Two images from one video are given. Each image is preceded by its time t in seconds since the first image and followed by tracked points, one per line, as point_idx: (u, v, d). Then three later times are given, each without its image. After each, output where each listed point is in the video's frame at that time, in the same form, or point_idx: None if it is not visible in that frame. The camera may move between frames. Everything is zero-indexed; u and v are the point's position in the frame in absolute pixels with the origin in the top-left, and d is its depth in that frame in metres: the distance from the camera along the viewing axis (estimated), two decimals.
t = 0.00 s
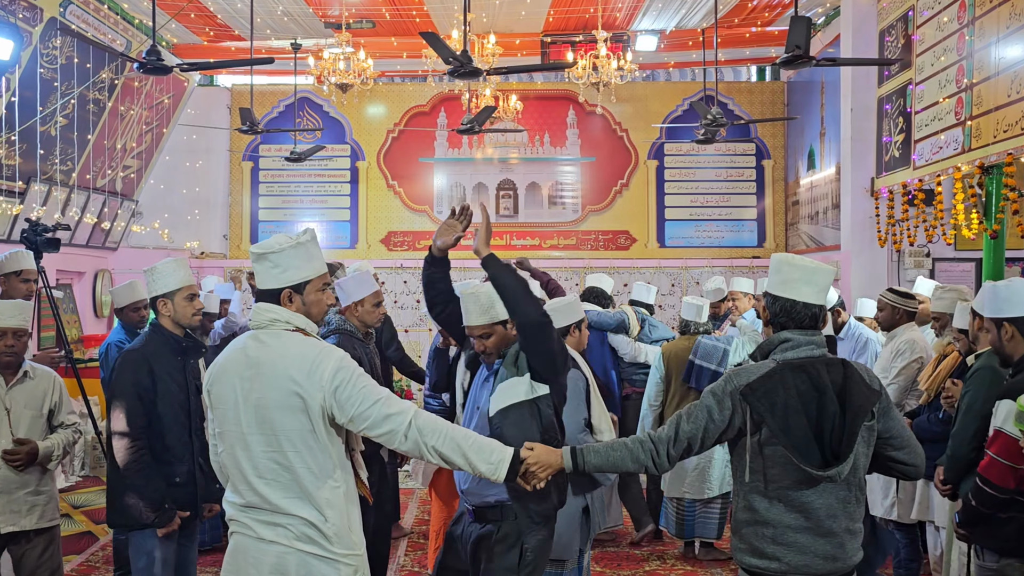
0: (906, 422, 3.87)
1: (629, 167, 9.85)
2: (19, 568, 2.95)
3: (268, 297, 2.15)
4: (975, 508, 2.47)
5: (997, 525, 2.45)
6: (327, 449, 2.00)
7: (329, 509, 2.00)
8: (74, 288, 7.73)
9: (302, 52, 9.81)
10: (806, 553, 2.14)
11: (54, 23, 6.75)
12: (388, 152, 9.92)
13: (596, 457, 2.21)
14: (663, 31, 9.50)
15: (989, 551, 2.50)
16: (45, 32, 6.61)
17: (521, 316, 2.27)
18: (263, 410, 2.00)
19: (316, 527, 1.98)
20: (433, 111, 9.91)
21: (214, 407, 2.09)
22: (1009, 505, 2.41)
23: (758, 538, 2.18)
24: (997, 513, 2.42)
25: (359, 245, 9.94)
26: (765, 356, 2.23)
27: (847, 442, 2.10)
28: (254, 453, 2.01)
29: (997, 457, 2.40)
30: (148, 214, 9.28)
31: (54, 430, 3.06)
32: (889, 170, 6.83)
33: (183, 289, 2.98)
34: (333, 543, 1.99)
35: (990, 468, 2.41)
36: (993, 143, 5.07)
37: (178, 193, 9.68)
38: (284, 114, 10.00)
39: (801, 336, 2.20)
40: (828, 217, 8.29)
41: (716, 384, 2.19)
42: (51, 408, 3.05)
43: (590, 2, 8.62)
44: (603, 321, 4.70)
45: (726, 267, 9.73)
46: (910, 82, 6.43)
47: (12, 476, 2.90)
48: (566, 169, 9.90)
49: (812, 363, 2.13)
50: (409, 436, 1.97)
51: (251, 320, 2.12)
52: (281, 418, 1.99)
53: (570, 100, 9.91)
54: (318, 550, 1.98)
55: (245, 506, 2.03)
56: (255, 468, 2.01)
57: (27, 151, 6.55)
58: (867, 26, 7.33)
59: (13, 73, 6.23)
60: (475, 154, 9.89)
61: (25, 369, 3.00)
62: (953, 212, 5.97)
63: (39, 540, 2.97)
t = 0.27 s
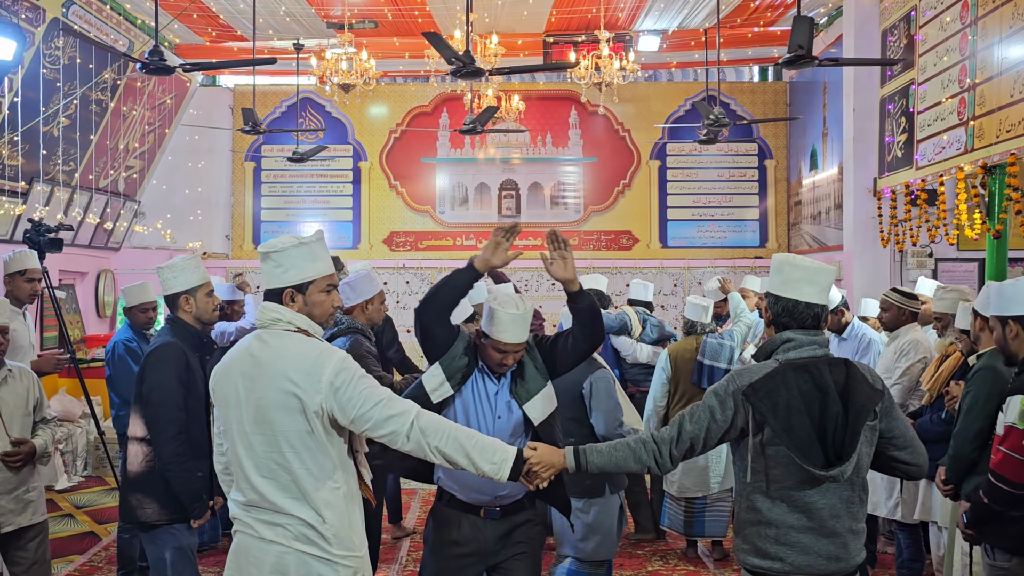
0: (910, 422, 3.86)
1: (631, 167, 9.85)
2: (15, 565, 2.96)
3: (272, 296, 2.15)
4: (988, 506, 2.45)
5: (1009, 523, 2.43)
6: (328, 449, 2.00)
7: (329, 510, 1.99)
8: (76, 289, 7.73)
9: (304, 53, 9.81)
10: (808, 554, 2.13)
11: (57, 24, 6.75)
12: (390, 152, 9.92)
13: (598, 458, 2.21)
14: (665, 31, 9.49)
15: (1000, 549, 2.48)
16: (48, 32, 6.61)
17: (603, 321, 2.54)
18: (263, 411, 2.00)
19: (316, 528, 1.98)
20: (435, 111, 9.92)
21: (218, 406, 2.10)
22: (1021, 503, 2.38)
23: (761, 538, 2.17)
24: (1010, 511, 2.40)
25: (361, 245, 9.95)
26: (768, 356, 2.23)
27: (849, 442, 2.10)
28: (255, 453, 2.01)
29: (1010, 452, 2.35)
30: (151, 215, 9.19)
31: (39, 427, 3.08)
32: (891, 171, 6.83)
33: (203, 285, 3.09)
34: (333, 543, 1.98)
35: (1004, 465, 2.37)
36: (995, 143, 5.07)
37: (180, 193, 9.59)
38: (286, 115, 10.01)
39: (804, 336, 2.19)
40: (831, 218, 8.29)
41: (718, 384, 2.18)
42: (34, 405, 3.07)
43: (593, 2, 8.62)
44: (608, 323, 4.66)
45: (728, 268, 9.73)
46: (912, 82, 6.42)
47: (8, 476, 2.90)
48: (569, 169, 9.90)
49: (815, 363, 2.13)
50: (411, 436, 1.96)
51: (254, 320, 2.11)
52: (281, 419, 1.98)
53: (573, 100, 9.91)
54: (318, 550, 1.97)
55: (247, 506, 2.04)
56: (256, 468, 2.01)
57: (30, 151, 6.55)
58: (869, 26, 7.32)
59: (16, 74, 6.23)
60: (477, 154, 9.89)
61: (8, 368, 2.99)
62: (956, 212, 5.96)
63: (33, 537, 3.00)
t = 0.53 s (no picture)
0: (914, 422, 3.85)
1: (633, 167, 9.84)
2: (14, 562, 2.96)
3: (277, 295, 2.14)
4: (999, 504, 2.44)
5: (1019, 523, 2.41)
6: (331, 449, 1.99)
7: (330, 510, 1.98)
8: (79, 289, 7.74)
9: (306, 53, 9.82)
10: (813, 554, 2.12)
11: (59, 24, 6.75)
12: (392, 152, 9.92)
13: (602, 457, 2.19)
14: (667, 30, 9.49)
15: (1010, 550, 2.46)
16: (50, 32, 6.61)
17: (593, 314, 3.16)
18: (266, 411, 2.00)
19: (317, 528, 1.97)
20: (437, 111, 9.92)
21: (223, 406, 2.10)
22: None
23: (765, 538, 2.16)
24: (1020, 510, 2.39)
25: (363, 245, 9.95)
26: (772, 355, 2.22)
27: (853, 441, 2.10)
28: (257, 453, 2.01)
29: (1017, 448, 2.36)
30: (153, 216, 9.20)
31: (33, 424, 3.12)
32: (894, 170, 6.82)
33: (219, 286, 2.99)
34: (334, 544, 1.97)
35: (1013, 461, 2.38)
36: (998, 143, 5.06)
37: (183, 193, 9.54)
38: (288, 115, 10.02)
39: (809, 335, 2.18)
40: (833, 217, 8.28)
41: (722, 383, 2.18)
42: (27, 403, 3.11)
43: (595, 1, 8.61)
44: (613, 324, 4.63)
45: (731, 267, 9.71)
46: (915, 81, 6.42)
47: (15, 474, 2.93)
48: (571, 169, 9.89)
49: (819, 362, 2.12)
50: (414, 436, 1.95)
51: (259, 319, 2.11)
52: (283, 419, 1.98)
53: (575, 100, 9.90)
54: (319, 550, 1.96)
55: (251, 505, 2.04)
56: (259, 468, 2.01)
57: (32, 151, 6.55)
58: (872, 26, 7.31)
59: (18, 74, 6.23)
60: (479, 154, 9.89)
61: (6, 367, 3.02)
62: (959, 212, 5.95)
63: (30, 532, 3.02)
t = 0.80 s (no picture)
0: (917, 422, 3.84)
1: (635, 167, 9.84)
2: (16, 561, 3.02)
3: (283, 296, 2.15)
4: (1001, 504, 2.43)
5: None
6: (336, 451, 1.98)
7: (335, 512, 1.97)
8: (81, 290, 7.75)
9: (308, 53, 9.82)
10: (817, 554, 2.12)
11: (61, 24, 6.75)
12: (394, 152, 9.92)
13: (606, 459, 2.20)
14: (669, 30, 9.48)
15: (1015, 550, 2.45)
16: (52, 33, 6.61)
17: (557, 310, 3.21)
18: (270, 412, 2.00)
19: (321, 530, 1.96)
20: (439, 111, 9.91)
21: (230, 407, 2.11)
22: None
23: (769, 539, 2.16)
24: None
25: (365, 245, 9.95)
26: (776, 356, 2.22)
27: (858, 441, 2.08)
28: (263, 455, 2.01)
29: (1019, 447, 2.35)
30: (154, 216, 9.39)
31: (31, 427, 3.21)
32: (897, 169, 6.81)
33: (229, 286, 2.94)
34: (339, 547, 1.96)
35: (1015, 461, 2.37)
36: (1002, 142, 5.05)
37: (184, 193, 9.70)
38: (290, 115, 10.02)
39: (813, 335, 2.17)
40: (836, 217, 8.27)
41: (726, 383, 2.17)
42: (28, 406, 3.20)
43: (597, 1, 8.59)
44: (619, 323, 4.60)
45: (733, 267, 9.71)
46: (918, 80, 6.41)
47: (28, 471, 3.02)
48: (573, 169, 9.89)
49: (823, 362, 2.11)
50: (419, 438, 1.95)
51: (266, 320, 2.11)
52: (287, 421, 1.98)
53: (577, 100, 9.89)
54: (323, 552, 1.96)
55: (257, 506, 2.04)
56: (265, 469, 2.01)
57: (34, 152, 6.56)
58: (875, 25, 7.31)
59: (20, 75, 6.23)
60: (481, 154, 9.89)
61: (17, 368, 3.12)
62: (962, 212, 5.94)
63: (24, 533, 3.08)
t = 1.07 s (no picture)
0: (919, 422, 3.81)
1: (637, 167, 9.84)
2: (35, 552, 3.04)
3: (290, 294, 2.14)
4: (1000, 505, 2.41)
5: None
6: (344, 452, 1.98)
7: (343, 514, 1.96)
8: (83, 290, 7.75)
9: (309, 53, 9.82)
10: (822, 554, 2.11)
11: (62, 24, 6.75)
12: (395, 152, 9.92)
13: (609, 461, 2.22)
14: (671, 30, 9.47)
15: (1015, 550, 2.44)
16: (54, 33, 6.61)
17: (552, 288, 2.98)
18: (279, 412, 2.00)
19: (328, 532, 1.95)
20: (441, 111, 9.91)
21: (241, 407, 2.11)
22: None
23: (773, 539, 2.15)
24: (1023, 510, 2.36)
25: (366, 245, 9.96)
26: (778, 355, 2.21)
27: (861, 441, 2.07)
28: (273, 455, 2.01)
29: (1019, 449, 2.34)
30: (156, 216, 9.16)
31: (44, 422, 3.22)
32: (899, 169, 6.80)
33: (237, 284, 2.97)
34: (347, 550, 1.95)
35: (1014, 462, 2.36)
36: (1004, 141, 5.04)
37: (186, 193, 9.52)
38: (291, 115, 10.02)
39: (815, 334, 2.17)
40: (838, 216, 8.27)
41: (730, 383, 2.16)
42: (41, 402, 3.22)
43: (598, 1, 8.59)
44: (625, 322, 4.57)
45: (735, 267, 9.70)
46: (920, 79, 6.40)
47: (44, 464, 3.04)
48: (574, 169, 9.89)
49: (826, 362, 2.11)
50: (427, 439, 1.94)
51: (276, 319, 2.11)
52: (295, 421, 1.98)
53: (578, 100, 9.89)
54: (331, 555, 1.95)
55: (268, 507, 2.04)
56: (275, 470, 2.01)
57: (36, 152, 6.56)
58: (877, 24, 7.30)
59: (21, 75, 6.23)
60: (483, 154, 9.89)
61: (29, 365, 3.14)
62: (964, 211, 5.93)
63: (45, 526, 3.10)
